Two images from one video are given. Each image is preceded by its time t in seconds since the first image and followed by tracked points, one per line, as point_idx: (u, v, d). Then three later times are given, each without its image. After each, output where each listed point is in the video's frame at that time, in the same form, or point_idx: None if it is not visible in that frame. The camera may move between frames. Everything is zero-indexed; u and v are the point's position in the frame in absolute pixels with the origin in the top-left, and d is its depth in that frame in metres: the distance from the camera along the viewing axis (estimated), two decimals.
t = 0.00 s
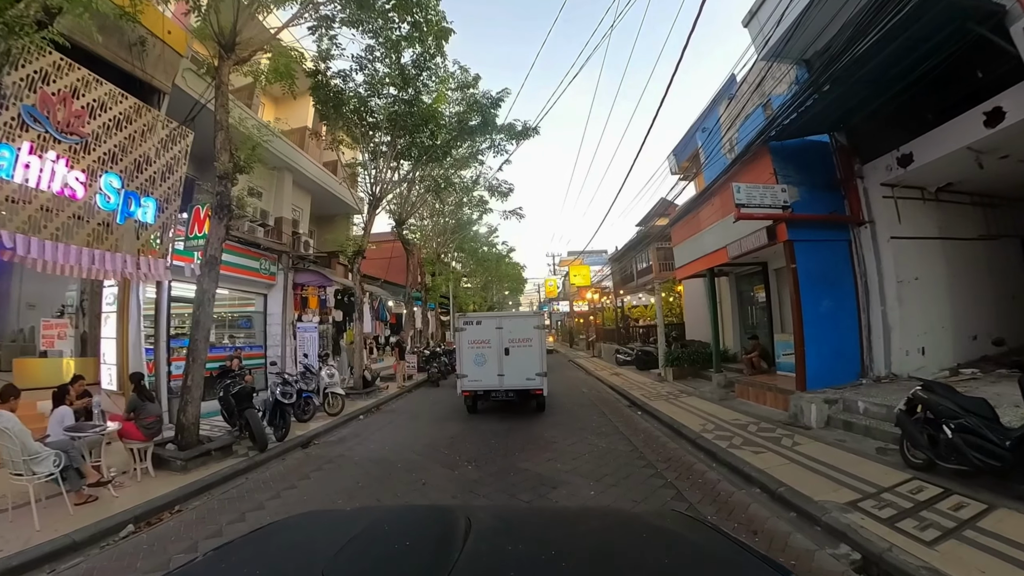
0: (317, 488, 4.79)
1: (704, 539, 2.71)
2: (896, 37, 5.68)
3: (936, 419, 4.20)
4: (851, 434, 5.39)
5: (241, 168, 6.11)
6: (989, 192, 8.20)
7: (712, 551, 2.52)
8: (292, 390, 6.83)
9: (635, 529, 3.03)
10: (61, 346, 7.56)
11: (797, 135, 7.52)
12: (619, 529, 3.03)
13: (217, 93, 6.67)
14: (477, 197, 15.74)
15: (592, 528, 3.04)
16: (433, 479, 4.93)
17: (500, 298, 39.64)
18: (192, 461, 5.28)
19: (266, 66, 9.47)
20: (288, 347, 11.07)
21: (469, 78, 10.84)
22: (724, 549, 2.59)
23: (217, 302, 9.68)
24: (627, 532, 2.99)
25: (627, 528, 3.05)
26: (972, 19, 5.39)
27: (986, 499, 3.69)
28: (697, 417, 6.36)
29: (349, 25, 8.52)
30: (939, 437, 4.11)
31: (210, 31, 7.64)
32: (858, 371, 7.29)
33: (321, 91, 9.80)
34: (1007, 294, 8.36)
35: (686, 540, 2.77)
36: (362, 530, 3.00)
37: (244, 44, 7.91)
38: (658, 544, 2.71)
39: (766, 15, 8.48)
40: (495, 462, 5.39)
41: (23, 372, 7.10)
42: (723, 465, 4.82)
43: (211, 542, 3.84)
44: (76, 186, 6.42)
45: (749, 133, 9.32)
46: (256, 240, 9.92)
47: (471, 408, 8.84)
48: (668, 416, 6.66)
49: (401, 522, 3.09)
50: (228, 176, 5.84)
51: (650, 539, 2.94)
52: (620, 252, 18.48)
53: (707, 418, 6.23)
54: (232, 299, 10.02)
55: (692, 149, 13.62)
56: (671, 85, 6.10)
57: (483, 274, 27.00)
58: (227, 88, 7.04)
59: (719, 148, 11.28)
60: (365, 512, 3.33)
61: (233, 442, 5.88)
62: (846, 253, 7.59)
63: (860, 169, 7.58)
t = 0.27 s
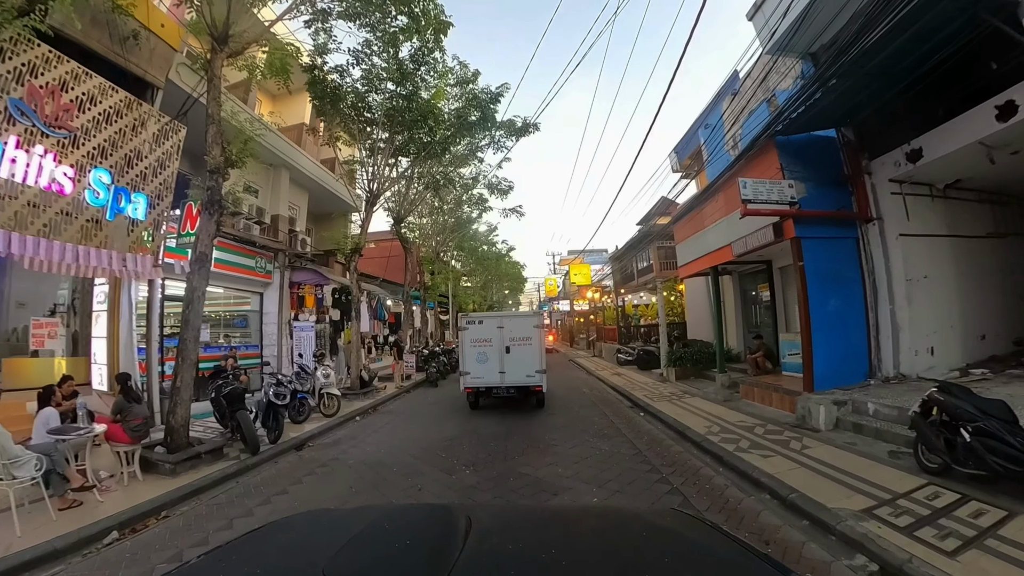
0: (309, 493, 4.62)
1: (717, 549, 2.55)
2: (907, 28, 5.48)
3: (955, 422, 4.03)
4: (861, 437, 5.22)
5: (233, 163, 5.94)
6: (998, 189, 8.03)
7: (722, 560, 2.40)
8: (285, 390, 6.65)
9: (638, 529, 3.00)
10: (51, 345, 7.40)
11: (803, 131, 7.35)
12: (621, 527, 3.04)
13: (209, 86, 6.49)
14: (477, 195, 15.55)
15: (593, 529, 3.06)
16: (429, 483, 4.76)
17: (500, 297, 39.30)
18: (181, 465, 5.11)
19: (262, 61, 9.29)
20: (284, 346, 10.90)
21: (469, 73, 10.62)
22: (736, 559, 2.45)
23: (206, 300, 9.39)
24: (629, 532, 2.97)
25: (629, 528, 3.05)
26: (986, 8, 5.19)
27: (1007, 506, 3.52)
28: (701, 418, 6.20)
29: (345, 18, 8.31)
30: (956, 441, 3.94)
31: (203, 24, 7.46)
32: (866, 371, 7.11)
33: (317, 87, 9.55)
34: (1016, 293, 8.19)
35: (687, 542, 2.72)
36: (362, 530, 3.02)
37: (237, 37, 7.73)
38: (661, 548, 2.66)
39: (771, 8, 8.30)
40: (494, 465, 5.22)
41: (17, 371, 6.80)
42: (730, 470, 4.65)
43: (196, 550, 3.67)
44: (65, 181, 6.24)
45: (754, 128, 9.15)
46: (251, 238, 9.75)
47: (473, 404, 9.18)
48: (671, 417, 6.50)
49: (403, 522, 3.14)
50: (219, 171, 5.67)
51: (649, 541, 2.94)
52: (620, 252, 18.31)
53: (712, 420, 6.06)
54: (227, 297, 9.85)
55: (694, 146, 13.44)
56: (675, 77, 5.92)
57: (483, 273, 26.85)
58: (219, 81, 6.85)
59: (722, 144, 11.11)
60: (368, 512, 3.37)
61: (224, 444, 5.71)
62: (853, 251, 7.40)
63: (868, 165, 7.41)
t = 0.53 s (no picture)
0: (301, 498, 4.45)
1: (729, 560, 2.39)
2: (920, 15, 5.26)
3: (976, 427, 3.84)
4: (873, 441, 5.04)
5: (222, 157, 5.74)
6: (1009, 185, 7.84)
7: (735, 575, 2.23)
8: (278, 391, 6.46)
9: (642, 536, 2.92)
10: (40, 345, 7.21)
11: (811, 124, 7.13)
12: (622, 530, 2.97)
13: (198, 77, 6.29)
14: (476, 192, 15.35)
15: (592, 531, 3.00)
16: (425, 489, 4.58)
17: (500, 296, 39.19)
18: (167, 469, 4.94)
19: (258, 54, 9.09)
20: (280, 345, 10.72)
21: (467, 68, 10.38)
22: (751, 575, 2.28)
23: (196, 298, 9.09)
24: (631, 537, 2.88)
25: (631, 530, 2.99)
26: None
27: None
28: (706, 420, 6.02)
29: (341, 10, 8.08)
30: (977, 448, 3.75)
31: (193, 14, 7.25)
32: (875, 371, 6.90)
33: (313, 81, 9.29)
34: None
35: (693, 548, 2.62)
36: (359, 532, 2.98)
37: (229, 30, 7.53)
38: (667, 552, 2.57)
39: None
40: (492, 469, 5.04)
41: (8, 373, 6.77)
42: (738, 475, 4.46)
43: (177, 561, 3.49)
44: (51, 176, 6.06)
45: (759, 122, 8.95)
46: (246, 236, 9.55)
47: (474, 401, 9.60)
48: (675, 419, 6.32)
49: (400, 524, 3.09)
50: (208, 163, 5.46)
51: (652, 545, 2.86)
52: (621, 250, 18.14)
53: (718, 422, 5.87)
54: (221, 296, 9.65)
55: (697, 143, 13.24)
56: (677, 71, 5.71)
57: (483, 272, 26.70)
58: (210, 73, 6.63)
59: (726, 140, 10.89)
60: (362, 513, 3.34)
61: (213, 448, 5.53)
62: (862, 247, 7.19)
63: (876, 160, 7.21)
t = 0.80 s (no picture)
0: (290, 502, 4.23)
1: None
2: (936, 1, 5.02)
3: (1003, 433, 3.63)
4: (889, 444, 4.82)
5: (211, 150, 5.53)
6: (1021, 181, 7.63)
7: None
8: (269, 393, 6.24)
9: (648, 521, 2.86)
10: (27, 344, 7.00)
11: (820, 117, 6.91)
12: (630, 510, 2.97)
13: (186, 67, 6.07)
14: (475, 190, 15.15)
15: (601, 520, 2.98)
16: (420, 496, 4.37)
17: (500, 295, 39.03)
18: (151, 474, 4.73)
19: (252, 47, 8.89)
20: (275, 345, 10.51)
21: (466, 61, 10.16)
22: None
23: (187, 297, 8.81)
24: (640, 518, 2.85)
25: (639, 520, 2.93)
26: None
27: None
28: (713, 422, 5.81)
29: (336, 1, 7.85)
30: (1002, 455, 3.55)
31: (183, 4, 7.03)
32: (887, 372, 6.67)
33: (308, 74, 9.07)
34: None
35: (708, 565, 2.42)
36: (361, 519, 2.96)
37: (220, 20, 7.30)
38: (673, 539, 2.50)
39: None
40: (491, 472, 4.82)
41: None
42: (749, 482, 4.25)
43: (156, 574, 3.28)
44: (35, 170, 5.84)
45: (764, 116, 8.74)
46: (239, 233, 9.33)
47: (476, 396, 10.08)
48: (680, 421, 6.11)
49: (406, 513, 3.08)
50: (195, 155, 5.25)
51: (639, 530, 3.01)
52: (621, 249, 17.96)
53: (725, 425, 5.66)
54: (214, 294, 9.43)
55: (699, 140, 13.05)
56: (683, 60, 5.48)
57: (483, 270, 26.52)
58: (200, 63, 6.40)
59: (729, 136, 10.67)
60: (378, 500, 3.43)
61: (200, 452, 5.32)
62: (873, 244, 6.96)
63: (887, 154, 7.00)
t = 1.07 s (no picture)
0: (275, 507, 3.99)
1: None
2: None
3: None
4: (907, 449, 4.58)
5: (195, 140, 5.28)
6: None
7: None
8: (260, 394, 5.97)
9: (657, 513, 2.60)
10: (11, 344, 6.73)
11: (832, 108, 6.64)
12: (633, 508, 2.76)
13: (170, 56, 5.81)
14: (474, 187, 14.88)
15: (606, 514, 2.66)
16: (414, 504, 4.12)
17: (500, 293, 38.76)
18: (130, 481, 4.48)
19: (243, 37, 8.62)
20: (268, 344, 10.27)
21: (464, 54, 9.89)
22: None
23: (176, 298, 8.53)
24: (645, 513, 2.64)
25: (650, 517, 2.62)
26: None
27: None
28: (721, 425, 5.56)
29: None
30: None
31: None
32: (901, 372, 6.42)
33: (301, 65, 8.79)
34: None
35: None
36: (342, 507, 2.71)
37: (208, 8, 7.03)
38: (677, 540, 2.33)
39: None
40: (488, 477, 4.58)
41: None
42: (762, 490, 4.00)
43: None
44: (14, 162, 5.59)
45: (771, 109, 8.49)
46: (232, 230, 9.08)
47: (478, 394, 9.90)
48: (686, 424, 5.86)
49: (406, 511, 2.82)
50: (178, 146, 5.00)
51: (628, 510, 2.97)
52: (623, 247, 17.71)
53: (733, 428, 5.41)
54: (205, 293, 9.18)
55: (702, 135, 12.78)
56: (690, 45, 5.22)
57: (483, 269, 26.25)
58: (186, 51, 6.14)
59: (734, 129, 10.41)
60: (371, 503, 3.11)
61: (184, 457, 5.07)
62: (886, 239, 6.70)
63: (901, 146, 6.73)
